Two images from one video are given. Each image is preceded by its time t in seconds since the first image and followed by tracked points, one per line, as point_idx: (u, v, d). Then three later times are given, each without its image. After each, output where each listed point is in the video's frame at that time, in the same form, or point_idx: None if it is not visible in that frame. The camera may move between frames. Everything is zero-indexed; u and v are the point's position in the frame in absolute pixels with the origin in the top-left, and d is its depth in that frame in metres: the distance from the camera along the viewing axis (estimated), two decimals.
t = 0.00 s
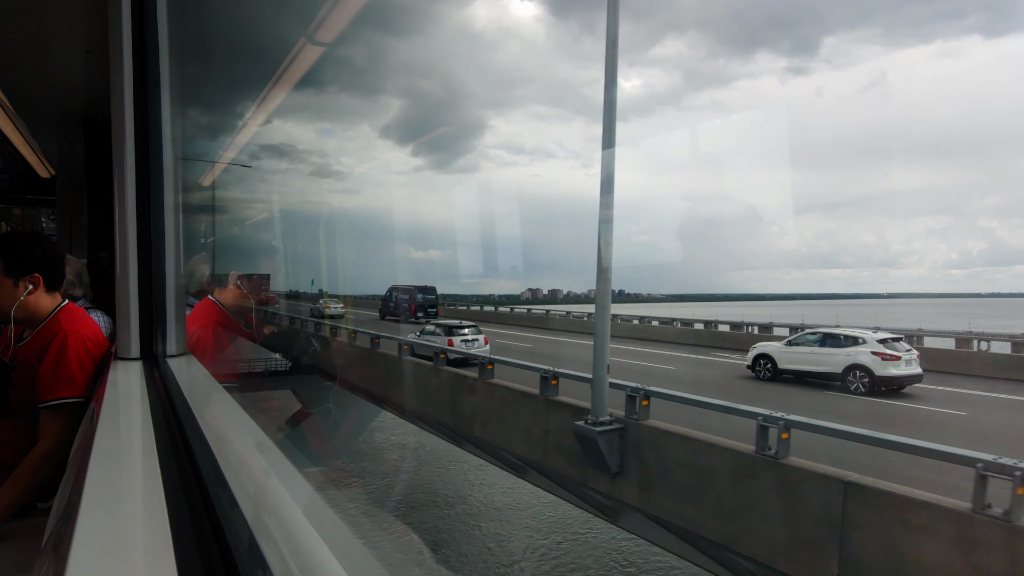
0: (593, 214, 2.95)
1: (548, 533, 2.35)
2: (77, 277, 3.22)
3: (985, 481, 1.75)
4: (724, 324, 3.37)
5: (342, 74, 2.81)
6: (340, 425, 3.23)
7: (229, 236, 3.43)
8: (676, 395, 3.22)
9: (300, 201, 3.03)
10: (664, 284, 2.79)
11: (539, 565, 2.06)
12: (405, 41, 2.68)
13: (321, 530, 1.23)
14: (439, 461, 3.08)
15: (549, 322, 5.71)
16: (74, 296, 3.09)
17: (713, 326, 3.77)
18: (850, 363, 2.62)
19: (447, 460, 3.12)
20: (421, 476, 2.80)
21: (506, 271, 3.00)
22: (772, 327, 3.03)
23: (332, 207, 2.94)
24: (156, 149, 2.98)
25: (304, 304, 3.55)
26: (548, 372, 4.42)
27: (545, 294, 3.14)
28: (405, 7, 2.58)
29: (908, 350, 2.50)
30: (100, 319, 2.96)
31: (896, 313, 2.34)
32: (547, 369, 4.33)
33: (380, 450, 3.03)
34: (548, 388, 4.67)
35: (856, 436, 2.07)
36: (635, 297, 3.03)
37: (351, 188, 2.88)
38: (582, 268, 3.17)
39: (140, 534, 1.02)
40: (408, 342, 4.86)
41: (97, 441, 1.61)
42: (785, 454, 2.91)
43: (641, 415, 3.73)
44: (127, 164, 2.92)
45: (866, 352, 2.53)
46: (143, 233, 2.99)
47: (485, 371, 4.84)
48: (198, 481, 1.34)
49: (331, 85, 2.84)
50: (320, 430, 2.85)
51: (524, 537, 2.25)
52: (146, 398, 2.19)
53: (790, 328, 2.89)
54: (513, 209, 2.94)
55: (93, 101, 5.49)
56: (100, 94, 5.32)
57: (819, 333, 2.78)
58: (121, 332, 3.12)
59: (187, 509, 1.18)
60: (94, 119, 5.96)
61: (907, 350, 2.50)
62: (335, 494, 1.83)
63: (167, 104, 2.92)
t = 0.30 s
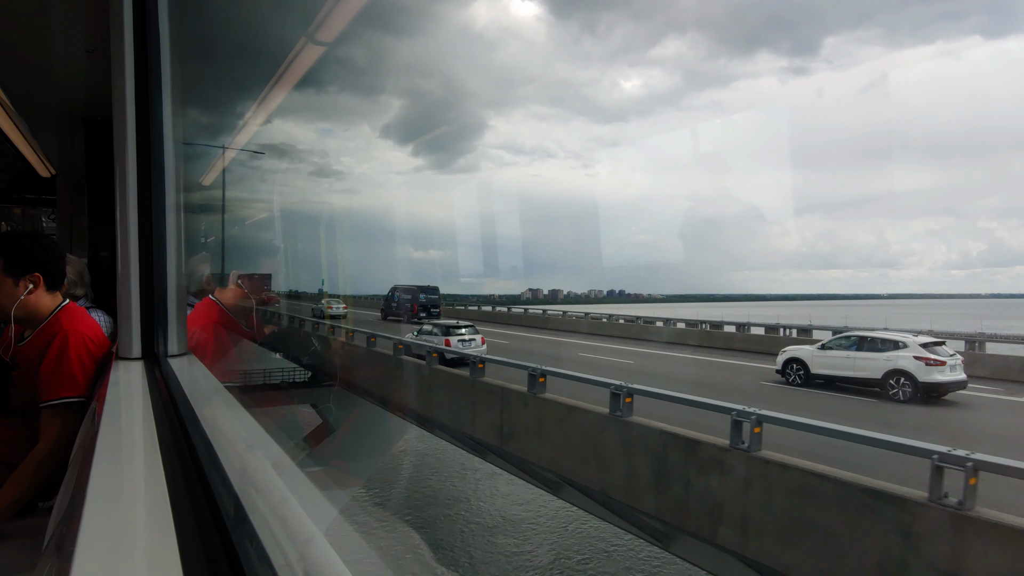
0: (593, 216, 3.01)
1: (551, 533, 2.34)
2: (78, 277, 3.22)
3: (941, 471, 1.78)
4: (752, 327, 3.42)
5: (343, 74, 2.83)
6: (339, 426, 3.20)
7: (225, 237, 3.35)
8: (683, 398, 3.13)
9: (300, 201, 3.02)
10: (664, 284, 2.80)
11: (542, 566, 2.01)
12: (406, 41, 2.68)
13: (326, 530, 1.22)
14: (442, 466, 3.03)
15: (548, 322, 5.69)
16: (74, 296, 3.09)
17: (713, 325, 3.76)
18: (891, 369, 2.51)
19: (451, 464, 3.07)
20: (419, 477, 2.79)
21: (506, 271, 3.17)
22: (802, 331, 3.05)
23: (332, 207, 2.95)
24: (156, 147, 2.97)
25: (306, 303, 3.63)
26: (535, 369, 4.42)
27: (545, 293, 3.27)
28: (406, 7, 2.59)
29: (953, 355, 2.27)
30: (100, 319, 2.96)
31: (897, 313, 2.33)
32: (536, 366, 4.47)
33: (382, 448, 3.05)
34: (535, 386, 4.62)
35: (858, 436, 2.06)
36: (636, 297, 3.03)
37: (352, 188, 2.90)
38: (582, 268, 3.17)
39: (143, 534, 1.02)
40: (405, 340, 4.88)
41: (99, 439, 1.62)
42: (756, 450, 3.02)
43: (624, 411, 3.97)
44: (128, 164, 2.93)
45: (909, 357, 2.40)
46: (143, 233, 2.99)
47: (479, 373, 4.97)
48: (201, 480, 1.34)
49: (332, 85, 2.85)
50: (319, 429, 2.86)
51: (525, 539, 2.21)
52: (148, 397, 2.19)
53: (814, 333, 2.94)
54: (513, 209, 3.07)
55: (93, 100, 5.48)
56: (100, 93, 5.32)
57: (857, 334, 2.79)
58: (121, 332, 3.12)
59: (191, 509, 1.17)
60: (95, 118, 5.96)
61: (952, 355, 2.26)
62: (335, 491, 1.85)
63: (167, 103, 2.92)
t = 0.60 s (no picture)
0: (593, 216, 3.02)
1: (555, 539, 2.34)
2: (78, 277, 3.22)
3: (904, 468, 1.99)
4: (773, 329, 3.42)
5: (343, 74, 2.83)
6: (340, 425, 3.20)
7: (237, 239, 3.31)
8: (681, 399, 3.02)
9: (300, 203, 3.02)
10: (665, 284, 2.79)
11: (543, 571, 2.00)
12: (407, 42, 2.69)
13: (327, 532, 1.22)
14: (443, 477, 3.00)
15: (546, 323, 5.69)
16: (75, 296, 3.09)
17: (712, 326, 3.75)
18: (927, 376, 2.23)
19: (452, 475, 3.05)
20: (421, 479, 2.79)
21: (506, 272, 3.16)
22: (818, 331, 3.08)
23: (332, 207, 2.96)
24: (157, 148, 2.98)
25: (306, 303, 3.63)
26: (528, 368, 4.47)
27: (545, 294, 3.28)
28: (406, 7, 2.59)
29: (1002, 359, 2.02)
30: (101, 319, 2.96)
31: (897, 314, 2.33)
32: (528, 366, 4.59)
33: (383, 449, 3.05)
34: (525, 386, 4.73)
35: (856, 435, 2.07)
36: (636, 298, 3.03)
37: (352, 188, 2.90)
38: (581, 268, 3.18)
39: (143, 534, 1.02)
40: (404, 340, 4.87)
41: (101, 439, 1.62)
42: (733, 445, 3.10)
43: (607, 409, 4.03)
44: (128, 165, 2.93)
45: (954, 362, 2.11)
46: (144, 233, 2.98)
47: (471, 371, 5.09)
48: (202, 480, 1.34)
49: (333, 86, 2.86)
50: (320, 428, 2.86)
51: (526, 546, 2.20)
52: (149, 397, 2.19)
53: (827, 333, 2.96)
54: (513, 209, 3.06)
55: (94, 100, 5.48)
56: (101, 94, 5.34)
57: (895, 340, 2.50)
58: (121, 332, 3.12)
59: (193, 508, 1.17)
60: (96, 118, 5.96)
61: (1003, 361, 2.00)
62: (336, 491, 1.85)
63: (168, 104, 2.93)
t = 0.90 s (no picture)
0: (593, 217, 3.02)
1: (564, 532, 2.33)
2: (78, 277, 3.22)
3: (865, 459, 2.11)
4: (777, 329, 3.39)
5: (344, 74, 2.84)
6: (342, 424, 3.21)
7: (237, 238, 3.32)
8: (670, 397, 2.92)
9: (300, 203, 3.09)
10: (665, 285, 2.79)
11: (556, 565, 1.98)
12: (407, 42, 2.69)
13: (324, 531, 1.22)
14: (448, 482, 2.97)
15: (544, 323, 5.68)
16: (75, 296, 3.09)
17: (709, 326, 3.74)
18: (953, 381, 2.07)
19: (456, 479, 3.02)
20: (422, 478, 2.80)
21: (507, 272, 3.14)
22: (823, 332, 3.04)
23: (332, 207, 2.96)
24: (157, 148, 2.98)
25: (306, 304, 3.62)
26: (524, 367, 4.41)
27: (546, 294, 3.30)
28: (407, 8, 2.60)
29: None
30: (102, 319, 2.96)
31: (897, 315, 2.33)
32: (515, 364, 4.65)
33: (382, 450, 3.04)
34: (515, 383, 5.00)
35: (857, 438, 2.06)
36: (636, 298, 3.03)
37: (352, 188, 2.91)
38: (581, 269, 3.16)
39: (145, 535, 1.02)
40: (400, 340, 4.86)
41: (102, 439, 1.63)
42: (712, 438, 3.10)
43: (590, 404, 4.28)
44: (128, 164, 2.93)
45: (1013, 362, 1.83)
46: (144, 233, 2.99)
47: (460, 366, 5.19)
48: (204, 480, 1.34)
49: (333, 86, 2.87)
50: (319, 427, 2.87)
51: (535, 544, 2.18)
52: (149, 397, 2.20)
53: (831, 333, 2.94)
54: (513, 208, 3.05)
55: (95, 100, 5.49)
56: (102, 93, 5.34)
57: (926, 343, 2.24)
58: (122, 332, 3.12)
59: (194, 508, 1.17)
60: (97, 119, 5.96)
61: None
62: (336, 489, 1.85)
63: (169, 104, 2.93)
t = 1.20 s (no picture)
0: (592, 216, 3.03)
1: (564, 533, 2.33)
2: (78, 277, 3.22)
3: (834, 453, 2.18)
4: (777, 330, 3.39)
5: (344, 75, 2.85)
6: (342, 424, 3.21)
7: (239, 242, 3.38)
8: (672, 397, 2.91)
9: (301, 203, 3.09)
10: (665, 285, 2.80)
11: None
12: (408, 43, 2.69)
13: (324, 532, 1.22)
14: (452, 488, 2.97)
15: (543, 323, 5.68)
16: (75, 296, 3.09)
17: (707, 326, 3.74)
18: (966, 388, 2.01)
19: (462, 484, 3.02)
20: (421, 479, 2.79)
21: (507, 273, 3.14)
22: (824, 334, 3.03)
23: (332, 207, 2.95)
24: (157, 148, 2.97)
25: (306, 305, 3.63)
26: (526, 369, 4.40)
27: (546, 294, 3.32)
28: (408, 8, 2.61)
29: None
30: (102, 319, 2.96)
31: (898, 316, 2.33)
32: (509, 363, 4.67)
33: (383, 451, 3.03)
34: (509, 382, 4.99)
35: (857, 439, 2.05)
36: (636, 299, 3.03)
37: (353, 188, 2.91)
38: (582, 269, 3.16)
39: (146, 534, 1.02)
40: (398, 340, 4.85)
41: (102, 438, 1.63)
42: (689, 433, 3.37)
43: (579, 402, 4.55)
44: (129, 164, 2.93)
45: None
46: (144, 233, 2.98)
47: (456, 365, 5.16)
48: (204, 480, 1.35)
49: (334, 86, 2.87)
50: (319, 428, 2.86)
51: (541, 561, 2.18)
52: (150, 397, 2.20)
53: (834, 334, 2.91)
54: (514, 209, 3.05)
55: (94, 100, 5.49)
56: (102, 94, 5.34)
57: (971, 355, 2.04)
58: (122, 331, 3.12)
59: (196, 508, 1.17)
60: (97, 118, 5.97)
61: None
62: (336, 490, 1.85)
63: (169, 104, 2.93)
